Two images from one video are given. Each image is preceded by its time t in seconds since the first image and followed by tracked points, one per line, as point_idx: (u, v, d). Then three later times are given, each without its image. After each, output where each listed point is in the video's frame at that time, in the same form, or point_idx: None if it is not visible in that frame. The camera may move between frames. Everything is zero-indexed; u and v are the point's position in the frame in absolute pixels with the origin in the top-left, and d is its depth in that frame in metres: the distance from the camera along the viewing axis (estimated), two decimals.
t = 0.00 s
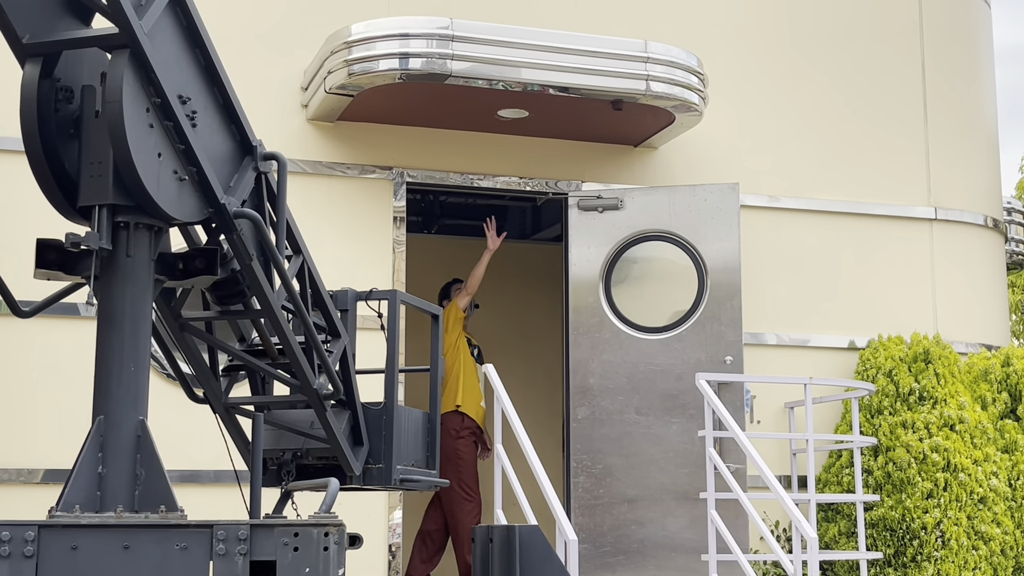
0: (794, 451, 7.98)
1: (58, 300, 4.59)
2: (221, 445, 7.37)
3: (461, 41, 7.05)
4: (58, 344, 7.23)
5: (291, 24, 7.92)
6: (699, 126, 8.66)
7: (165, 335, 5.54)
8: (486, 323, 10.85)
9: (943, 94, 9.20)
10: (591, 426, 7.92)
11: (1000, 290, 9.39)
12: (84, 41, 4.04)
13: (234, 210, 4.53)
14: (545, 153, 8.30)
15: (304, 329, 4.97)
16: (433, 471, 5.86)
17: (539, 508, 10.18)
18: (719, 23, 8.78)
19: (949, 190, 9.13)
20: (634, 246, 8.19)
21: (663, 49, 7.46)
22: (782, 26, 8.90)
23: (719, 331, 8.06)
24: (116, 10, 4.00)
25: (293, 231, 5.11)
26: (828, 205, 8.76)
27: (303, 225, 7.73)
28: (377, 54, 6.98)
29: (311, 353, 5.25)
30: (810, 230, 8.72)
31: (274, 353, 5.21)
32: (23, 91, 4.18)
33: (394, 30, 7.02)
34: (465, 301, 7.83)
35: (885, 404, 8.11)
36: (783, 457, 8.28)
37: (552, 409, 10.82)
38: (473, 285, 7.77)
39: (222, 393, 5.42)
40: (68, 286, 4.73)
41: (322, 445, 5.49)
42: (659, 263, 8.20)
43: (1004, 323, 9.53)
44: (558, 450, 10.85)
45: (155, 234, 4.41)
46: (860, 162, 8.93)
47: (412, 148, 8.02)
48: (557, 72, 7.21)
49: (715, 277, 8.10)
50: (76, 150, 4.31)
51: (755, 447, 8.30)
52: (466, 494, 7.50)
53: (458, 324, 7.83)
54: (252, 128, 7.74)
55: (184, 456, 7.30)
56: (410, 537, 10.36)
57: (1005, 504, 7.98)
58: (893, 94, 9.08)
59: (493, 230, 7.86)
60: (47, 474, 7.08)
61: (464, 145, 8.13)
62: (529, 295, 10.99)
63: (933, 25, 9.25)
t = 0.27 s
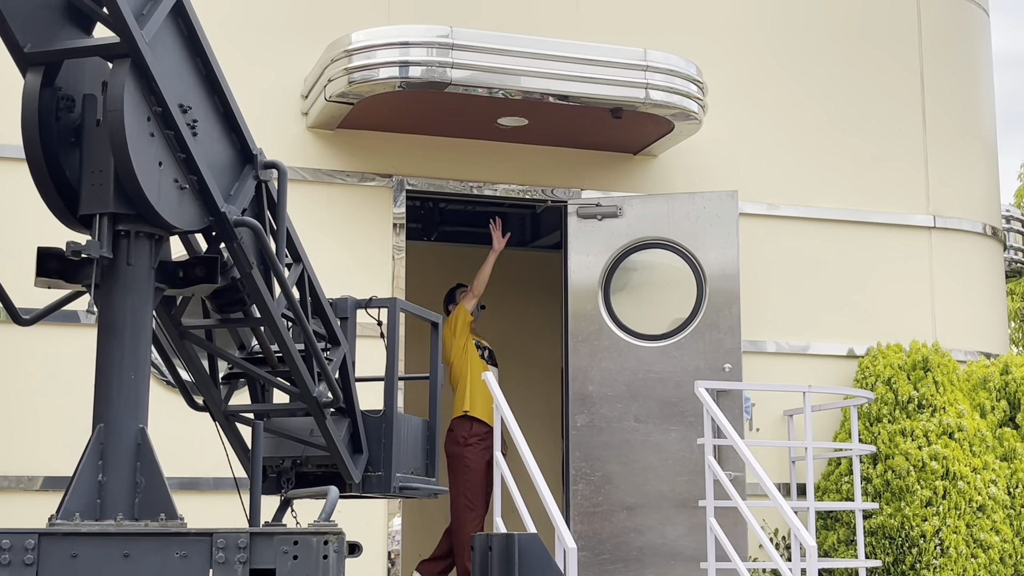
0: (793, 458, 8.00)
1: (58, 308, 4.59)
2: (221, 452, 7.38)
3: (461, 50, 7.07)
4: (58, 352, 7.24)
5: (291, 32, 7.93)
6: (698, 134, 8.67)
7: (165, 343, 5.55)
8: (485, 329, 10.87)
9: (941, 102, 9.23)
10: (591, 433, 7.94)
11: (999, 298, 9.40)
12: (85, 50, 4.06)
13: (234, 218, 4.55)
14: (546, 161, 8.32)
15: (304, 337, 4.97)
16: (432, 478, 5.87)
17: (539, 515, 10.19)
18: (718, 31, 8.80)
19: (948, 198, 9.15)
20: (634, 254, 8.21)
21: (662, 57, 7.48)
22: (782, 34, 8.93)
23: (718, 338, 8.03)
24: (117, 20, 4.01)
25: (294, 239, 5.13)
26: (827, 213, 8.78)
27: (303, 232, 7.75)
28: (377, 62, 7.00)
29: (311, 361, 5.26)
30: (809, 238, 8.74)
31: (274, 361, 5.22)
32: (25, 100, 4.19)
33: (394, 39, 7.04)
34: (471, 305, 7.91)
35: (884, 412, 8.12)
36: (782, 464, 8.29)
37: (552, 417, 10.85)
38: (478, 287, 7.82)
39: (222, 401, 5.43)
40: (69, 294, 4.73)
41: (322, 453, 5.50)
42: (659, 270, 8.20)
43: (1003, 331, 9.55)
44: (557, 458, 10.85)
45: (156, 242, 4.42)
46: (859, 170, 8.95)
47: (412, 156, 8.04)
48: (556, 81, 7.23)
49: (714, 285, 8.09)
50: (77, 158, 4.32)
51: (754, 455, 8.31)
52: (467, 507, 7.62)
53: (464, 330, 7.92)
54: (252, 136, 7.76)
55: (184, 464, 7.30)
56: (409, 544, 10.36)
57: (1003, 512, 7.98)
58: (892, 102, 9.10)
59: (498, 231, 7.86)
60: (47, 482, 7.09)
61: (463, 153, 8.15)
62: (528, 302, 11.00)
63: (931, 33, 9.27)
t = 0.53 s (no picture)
0: (793, 466, 8.00)
1: (60, 315, 4.60)
2: (221, 459, 7.38)
3: (462, 57, 7.08)
4: (58, 359, 7.24)
5: (292, 40, 7.95)
6: (699, 141, 8.69)
7: (166, 350, 5.56)
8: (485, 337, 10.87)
9: (941, 110, 9.24)
10: (590, 441, 7.96)
11: (999, 306, 9.41)
12: (87, 58, 4.06)
13: (235, 225, 4.56)
14: (546, 168, 8.34)
15: (304, 344, 4.98)
16: (433, 486, 5.86)
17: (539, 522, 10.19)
18: (719, 40, 8.81)
19: (947, 206, 9.16)
20: (633, 261, 8.20)
21: (662, 65, 7.49)
22: (782, 42, 8.94)
23: (717, 345, 8.00)
24: (120, 29, 4.01)
25: (295, 246, 5.14)
26: (827, 221, 8.79)
27: (303, 239, 7.76)
28: (378, 70, 7.01)
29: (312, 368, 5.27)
30: (809, 245, 8.75)
31: (275, 368, 5.22)
32: (27, 107, 4.20)
33: (395, 46, 7.05)
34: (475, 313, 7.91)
35: (883, 420, 8.12)
36: (782, 472, 8.30)
37: (553, 424, 10.85)
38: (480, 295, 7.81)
39: (223, 408, 5.43)
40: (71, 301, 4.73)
41: (322, 460, 5.50)
42: (659, 277, 8.19)
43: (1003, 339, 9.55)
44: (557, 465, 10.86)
45: (157, 250, 4.43)
46: (859, 177, 8.96)
47: (412, 163, 8.04)
48: (557, 88, 7.24)
49: (713, 292, 8.06)
50: (78, 165, 4.32)
51: (754, 462, 8.32)
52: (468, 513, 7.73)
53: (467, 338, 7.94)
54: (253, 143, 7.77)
55: (184, 471, 7.31)
56: (409, 552, 10.35)
57: (1003, 520, 7.98)
58: (892, 110, 9.11)
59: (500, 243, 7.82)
60: (47, 488, 7.09)
61: (464, 160, 8.16)
62: (528, 309, 11.00)
63: (931, 41, 9.28)
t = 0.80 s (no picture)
0: (794, 473, 8.01)
1: (62, 319, 4.60)
2: (221, 465, 7.39)
3: (463, 64, 7.10)
4: (59, 364, 7.25)
5: (295, 46, 7.96)
6: (699, 148, 8.70)
7: (168, 355, 5.56)
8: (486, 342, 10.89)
9: (941, 117, 9.26)
10: (590, 447, 7.98)
11: (999, 313, 9.41)
12: (90, 64, 4.08)
13: (238, 231, 4.57)
14: (547, 175, 8.35)
15: (306, 350, 4.98)
16: (433, 491, 5.87)
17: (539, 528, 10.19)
18: (720, 47, 8.83)
19: (948, 213, 9.17)
20: (633, 267, 8.21)
21: (663, 72, 7.51)
22: (783, 49, 8.96)
23: (716, 351, 7.96)
24: (123, 35, 4.01)
25: (297, 252, 5.15)
26: (827, 228, 8.80)
27: (305, 245, 7.77)
28: (380, 76, 7.03)
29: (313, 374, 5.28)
30: (809, 252, 8.76)
31: (276, 373, 5.23)
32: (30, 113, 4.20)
33: (396, 53, 7.07)
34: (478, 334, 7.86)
35: (884, 427, 8.11)
36: (782, 479, 8.31)
37: (553, 430, 10.86)
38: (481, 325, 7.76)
39: (224, 413, 5.44)
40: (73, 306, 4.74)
41: (323, 466, 5.51)
42: (658, 283, 8.19)
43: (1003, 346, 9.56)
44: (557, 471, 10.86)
45: (159, 255, 4.44)
46: (859, 184, 8.98)
47: (413, 169, 8.06)
48: (558, 95, 7.26)
49: (712, 298, 8.02)
50: (81, 170, 4.33)
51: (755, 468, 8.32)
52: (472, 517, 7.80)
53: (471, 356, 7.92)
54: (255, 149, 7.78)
55: (184, 476, 7.31)
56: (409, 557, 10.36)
57: (1004, 527, 7.99)
58: (892, 117, 9.13)
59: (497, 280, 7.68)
60: (47, 493, 7.10)
61: (464, 166, 8.17)
62: (529, 315, 11.02)
63: (931, 48, 9.30)
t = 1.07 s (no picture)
0: (794, 478, 8.02)
1: (63, 323, 4.60)
2: (222, 468, 7.39)
3: (465, 68, 7.10)
4: (60, 367, 7.26)
5: (297, 50, 7.98)
6: (700, 153, 8.71)
7: (169, 359, 5.57)
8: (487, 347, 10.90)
9: (942, 123, 9.26)
10: (589, 452, 8.02)
11: (1000, 318, 9.41)
12: (92, 67, 4.09)
13: (239, 234, 4.58)
14: (548, 179, 8.36)
15: (306, 353, 4.98)
16: (433, 495, 5.87)
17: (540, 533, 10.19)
18: (721, 52, 8.84)
19: (948, 219, 9.18)
20: (632, 271, 8.19)
21: (665, 77, 7.51)
22: (784, 54, 8.97)
23: (714, 354, 7.88)
24: (126, 40, 4.02)
25: (297, 255, 5.16)
26: (827, 233, 8.80)
27: (305, 249, 7.78)
28: (381, 81, 7.04)
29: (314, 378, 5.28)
30: (810, 257, 8.76)
31: (277, 377, 5.24)
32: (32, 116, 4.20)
33: (398, 57, 7.08)
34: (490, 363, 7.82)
35: (884, 433, 8.11)
36: (782, 484, 8.32)
37: (554, 434, 10.86)
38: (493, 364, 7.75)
39: (225, 417, 5.45)
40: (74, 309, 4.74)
41: (324, 469, 5.52)
42: (658, 287, 8.14)
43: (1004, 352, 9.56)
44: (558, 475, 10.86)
45: (161, 259, 4.44)
46: (859, 189, 8.98)
47: (413, 173, 8.06)
48: (559, 100, 7.26)
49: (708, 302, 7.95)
50: (83, 173, 4.33)
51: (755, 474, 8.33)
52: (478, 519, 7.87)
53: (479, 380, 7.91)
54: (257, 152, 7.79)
55: (185, 479, 7.31)
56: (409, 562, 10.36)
57: (1004, 533, 7.98)
58: (892, 123, 9.14)
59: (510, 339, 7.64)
60: (48, 496, 7.10)
61: (465, 171, 8.18)
62: (530, 320, 11.02)
63: (932, 54, 9.31)
